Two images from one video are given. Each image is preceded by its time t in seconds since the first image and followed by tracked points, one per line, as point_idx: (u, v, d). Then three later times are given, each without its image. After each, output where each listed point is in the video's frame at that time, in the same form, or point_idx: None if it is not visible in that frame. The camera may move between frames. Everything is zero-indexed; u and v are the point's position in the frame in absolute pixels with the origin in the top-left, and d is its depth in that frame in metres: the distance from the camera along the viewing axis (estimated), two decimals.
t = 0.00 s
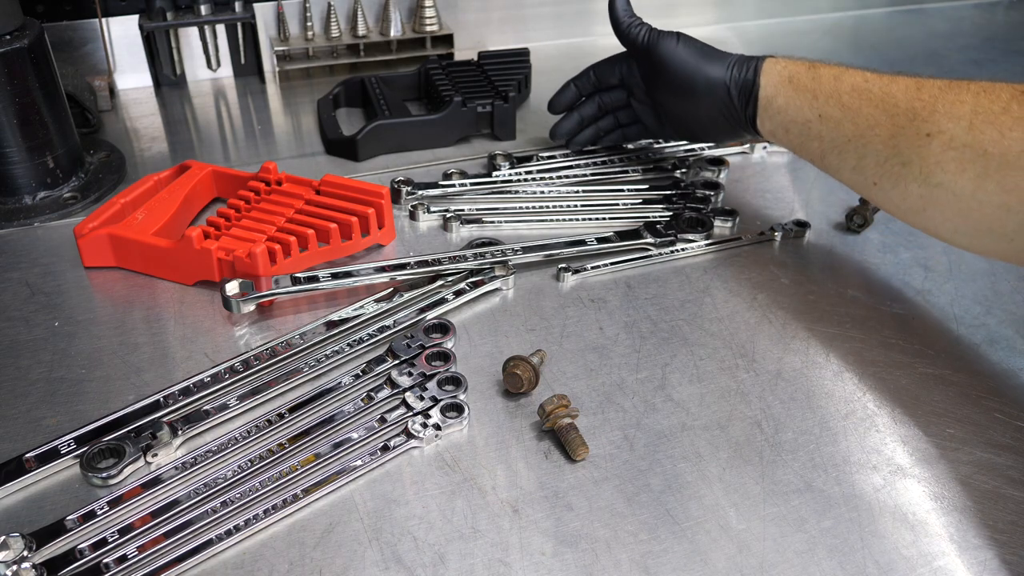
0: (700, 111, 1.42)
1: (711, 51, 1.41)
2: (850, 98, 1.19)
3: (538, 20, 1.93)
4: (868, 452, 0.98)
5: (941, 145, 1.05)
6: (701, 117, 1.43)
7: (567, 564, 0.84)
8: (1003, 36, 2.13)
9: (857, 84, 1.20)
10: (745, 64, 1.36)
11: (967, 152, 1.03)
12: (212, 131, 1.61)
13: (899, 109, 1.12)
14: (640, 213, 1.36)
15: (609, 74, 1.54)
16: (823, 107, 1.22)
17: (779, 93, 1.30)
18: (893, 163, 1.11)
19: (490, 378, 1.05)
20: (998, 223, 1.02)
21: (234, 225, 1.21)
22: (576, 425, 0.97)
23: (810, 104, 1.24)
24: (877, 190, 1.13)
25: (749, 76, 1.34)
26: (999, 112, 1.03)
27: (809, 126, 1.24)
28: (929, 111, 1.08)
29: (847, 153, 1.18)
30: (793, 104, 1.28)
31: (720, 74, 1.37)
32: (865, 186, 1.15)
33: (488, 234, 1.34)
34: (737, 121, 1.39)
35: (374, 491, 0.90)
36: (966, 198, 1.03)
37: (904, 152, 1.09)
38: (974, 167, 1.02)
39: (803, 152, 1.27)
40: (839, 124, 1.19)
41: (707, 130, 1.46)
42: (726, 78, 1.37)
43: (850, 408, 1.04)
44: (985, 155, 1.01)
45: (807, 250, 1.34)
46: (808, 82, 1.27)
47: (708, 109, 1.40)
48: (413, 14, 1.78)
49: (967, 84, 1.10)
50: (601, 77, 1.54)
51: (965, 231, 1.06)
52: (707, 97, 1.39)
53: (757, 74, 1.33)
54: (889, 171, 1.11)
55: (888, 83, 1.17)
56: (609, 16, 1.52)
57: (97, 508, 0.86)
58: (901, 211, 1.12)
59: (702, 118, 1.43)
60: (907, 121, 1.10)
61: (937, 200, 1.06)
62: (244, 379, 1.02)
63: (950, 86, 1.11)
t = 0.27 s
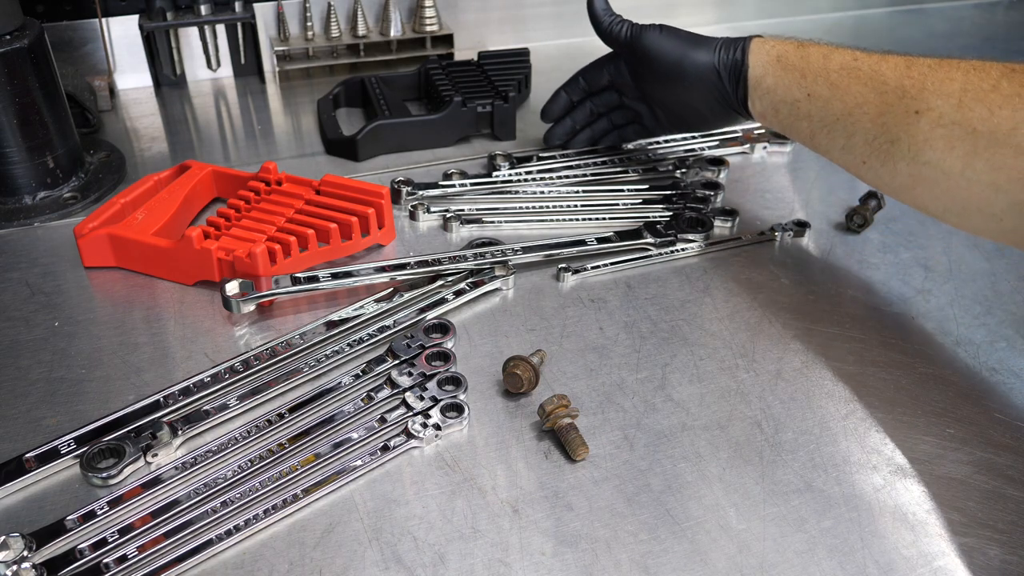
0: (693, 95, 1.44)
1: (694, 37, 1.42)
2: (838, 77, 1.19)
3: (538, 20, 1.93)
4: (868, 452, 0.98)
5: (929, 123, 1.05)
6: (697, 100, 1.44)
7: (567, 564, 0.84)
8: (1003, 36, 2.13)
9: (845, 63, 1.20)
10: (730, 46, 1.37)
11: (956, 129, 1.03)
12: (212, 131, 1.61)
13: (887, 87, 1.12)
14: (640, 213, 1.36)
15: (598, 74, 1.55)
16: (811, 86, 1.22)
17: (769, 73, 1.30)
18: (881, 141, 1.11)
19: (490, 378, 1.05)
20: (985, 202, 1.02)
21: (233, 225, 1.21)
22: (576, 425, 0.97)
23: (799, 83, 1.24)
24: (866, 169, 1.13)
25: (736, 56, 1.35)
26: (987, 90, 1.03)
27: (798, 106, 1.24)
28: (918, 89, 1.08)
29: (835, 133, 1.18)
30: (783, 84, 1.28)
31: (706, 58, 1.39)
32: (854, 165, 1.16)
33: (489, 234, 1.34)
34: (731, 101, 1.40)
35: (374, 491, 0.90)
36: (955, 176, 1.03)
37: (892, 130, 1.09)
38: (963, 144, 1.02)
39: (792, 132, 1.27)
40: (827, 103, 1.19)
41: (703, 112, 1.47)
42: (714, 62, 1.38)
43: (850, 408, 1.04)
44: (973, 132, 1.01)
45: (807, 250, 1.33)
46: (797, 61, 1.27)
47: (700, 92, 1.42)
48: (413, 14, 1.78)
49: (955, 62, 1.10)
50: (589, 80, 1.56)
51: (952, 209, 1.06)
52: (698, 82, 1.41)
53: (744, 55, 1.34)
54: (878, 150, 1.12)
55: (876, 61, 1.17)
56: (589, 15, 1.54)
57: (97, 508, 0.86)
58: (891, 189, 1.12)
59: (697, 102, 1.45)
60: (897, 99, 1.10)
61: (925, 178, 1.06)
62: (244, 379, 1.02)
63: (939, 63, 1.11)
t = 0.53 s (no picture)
0: (694, 92, 1.45)
1: (693, 35, 1.43)
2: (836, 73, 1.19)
3: (538, 20, 1.93)
4: (868, 452, 0.98)
5: (927, 119, 1.05)
6: (697, 98, 1.45)
7: (567, 564, 0.84)
8: (1003, 36, 2.13)
9: (844, 59, 1.20)
10: (730, 43, 1.38)
11: (953, 124, 1.03)
12: (212, 131, 1.61)
13: (885, 83, 1.12)
14: (640, 213, 1.36)
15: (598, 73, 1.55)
16: (810, 82, 1.23)
17: (769, 70, 1.31)
18: (879, 137, 1.11)
19: (490, 378, 1.05)
20: (982, 198, 1.02)
21: (233, 225, 1.21)
22: (576, 425, 0.97)
23: (798, 80, 1.25)
24: (865, 165, 1.14)
25: (736, 53, 1.36)
26: (985, 85, 1.03)
27: (797, 102, 1.25)
28: (915, 84, 1.08)
29: (834, 129, 1.18)
30: (782, 80, 1.28)
31: (706, 56, 1.40)
32: (853, 161, 1.16)
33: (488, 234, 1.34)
34: (731, 99, 1.41)
35: (374, 491, 0.90)
36: (952, 172, 1.03)
37: (890, 126, 1.09)
38: (960, 139, 1.02)
39: (791, 129, 1.27)
40: (826, 99, 1.19)
41: (704, 110, 1.48)
42: (713, 59, 1.39)
43: (850, 408, 1.04)
44: (971, 127, 1.01)
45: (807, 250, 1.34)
46: (796, 58, 1.28)
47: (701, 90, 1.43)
48: (413, 14, 1.78)
49: (953, 57, 1.10)
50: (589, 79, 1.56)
51: (950, 205, 1.06)
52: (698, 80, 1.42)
53: (744, 52, 1.35)
54: (876, 147, 1.12)
55: (875, 56, 1.17)
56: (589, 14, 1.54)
57: (97, 508, 0.86)
58: (889, 185, 1.12)
59: (697, 99, 1.46)
60: (895, 95, 1.10)
61: (923, 174, 1.06)
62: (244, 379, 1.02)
63: (938, 58, 1.11)
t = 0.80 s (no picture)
0: (694, 93, 1.45)
1: (694, 35, 1.43)
2: (835, 74, 1.19)
3: (538, 20, 1.93)
4: (868, 452, 0.98)
5: (925, 119, 1.05)
6: (697, 98, 1.45)
7: (567, 564, 0.84)
8: (1003, 36, 2.13)
9: (843, 60, 1.20)
10: (731, 44, 1.38)
11: (952, 125, 1.03)
12: (212, 131, 1.61)
13: (884, 83, 1.12)
14: (640, 213, 1.36)
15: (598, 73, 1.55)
16: (809, 83, 1.22)
17: (767, 71, 1.31)
18: (877, 138, 1.11)
19: (490, 378, 1.05)
20: (980, 198, 1.02)
21: (233, 225, 1.21)
22: (576, 425, 0.97)
23: (796, 81, 1.25)
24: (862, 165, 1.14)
25: (736, 54, 1.36)
26: (983, 85, 1.03)
27: (795, 103, 1.25)
28: (914, 84, 1.08)
29: (833, 129, 1.18)
30: (781, 81, 1.28)
31: (707, 56, 1.40)
32: (851, 162, 1.16)
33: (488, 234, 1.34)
34: (730, 100, 1.41)
35: (374, 491, 0.90)
36: (950, 171, 1.03)
37: (889, 126, 1.09)
38: (958, 140, 1.02)
39: (789, 129, 1.27)
40: (824, 100, 1.19)
41: (704, 110, 1.48)
42: (714, 60, 1.39)
43: (849, 407, 1.04)
44: (969, 127, 1.01)
45: (807, 249, 1.34)
46: (795, 59, 1.28)
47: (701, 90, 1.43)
48: (413, 14, 1.78)
49: (952, 58, 1.10)
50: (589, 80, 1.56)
51: (948, 206, 1.06)
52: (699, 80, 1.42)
53: (745, 52, 1.35)
54: (874, 147, 1.11)
55: (874, 57, 1.17)
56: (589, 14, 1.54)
57: (97, 508, 0.86)
58: (887, 186, 1.12)
59: (697, 99, 1.46)
60: (894, 95, 1.10)
61: (921, 174, 1.06)
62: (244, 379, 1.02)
63: (937, 59, 1.11)
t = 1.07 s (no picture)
0: (693, 95, 1.45)
1: (692, 37, 1.43)
2: (836, 74, 1.19)
3: (538, 20, 1.93)
4: (868, 452, 0.98)
5: (928, 120, 1.05)
6: (697, 99, 1.45)
7: (567, 564, 0.84)
8: (1003, 36, 2.13)
9: (844, 61, 1.20)
10: (729, 45, 1.38)
11: (954, 125, 1.03)
12: (212, 131, 1.61)
13: (886, 84, 1.12)
14: (639, 213, 1.36)
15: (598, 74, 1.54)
16: (810, 83, 1.22)
17: (768, 72, 1.30)
18: (879, 138, 1.11)
19: (490, 378, 1.05)
20: (984, 199, 1.02)
21: (233, 225, 1.21)
22: (576, 425, 0.97)
23: (797, 82, 1.24)
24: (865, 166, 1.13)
25: (734, 55, 1.36)
26: (987, 85, 1.03)
27: (796, 104, 1.24)
28: (917, 85, 1.08)
29: (834, 130, 1.18)
30: (781, 82, 1.28)
31: (705, 57, 1.40)
32: (853, 162, 1.16)
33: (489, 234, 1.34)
34: (729, 100, 1.41)
35: (374, 491, 0.90)
36: (953, 172, 1.03)
37: (891, 127, 1.09)
38: (961, 141, 1.02)
39: (790, 129, 1.27)
40: (825, 101, 1.19)
41: (704, 111, 1.48)
42: (712, 61, 1.39)
43: (849, 407, 1.04)
44: (972, 128, 1.01)
45: (807, 249, 1.34)
46: (795, 59, 1.27)
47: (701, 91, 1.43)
48: (413, 14, 1.78)
49: (954, 58, 1.10)
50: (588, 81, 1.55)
51: (952, 207, 1.06)
52: (698, 81, 1.42)
53: (743, 54, 1.35)
54: (876, 147, 1.11)
55: (875, 57, 1.17)
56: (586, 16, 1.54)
57: (97, 508, 0.86)
58: (890, 186, 1.12)
59: (697, 100, 1.45)
60: (896, 95, 1.10)
61: (924, 174, 1.06)
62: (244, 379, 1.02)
63: (938, 60, 1.11)
